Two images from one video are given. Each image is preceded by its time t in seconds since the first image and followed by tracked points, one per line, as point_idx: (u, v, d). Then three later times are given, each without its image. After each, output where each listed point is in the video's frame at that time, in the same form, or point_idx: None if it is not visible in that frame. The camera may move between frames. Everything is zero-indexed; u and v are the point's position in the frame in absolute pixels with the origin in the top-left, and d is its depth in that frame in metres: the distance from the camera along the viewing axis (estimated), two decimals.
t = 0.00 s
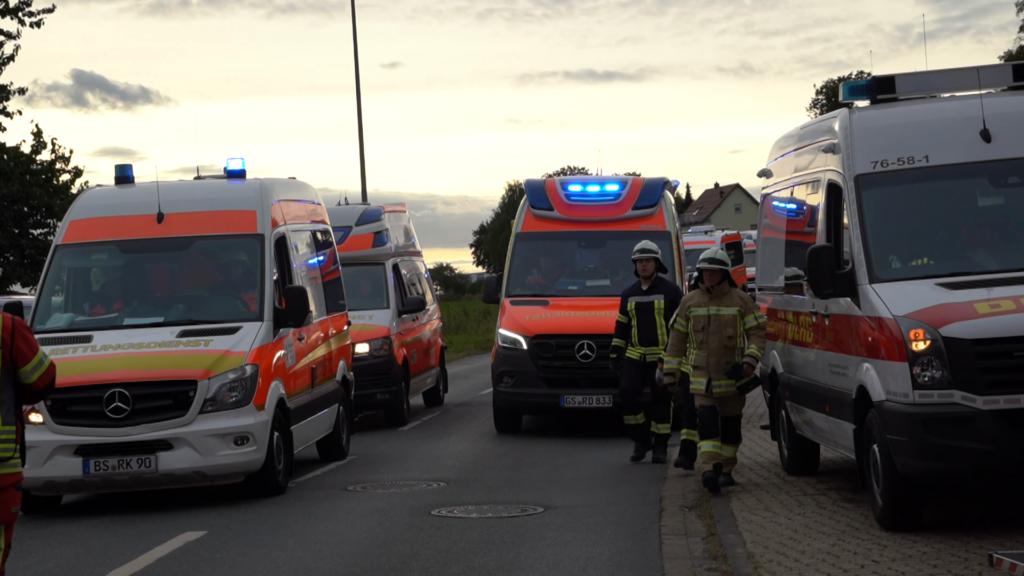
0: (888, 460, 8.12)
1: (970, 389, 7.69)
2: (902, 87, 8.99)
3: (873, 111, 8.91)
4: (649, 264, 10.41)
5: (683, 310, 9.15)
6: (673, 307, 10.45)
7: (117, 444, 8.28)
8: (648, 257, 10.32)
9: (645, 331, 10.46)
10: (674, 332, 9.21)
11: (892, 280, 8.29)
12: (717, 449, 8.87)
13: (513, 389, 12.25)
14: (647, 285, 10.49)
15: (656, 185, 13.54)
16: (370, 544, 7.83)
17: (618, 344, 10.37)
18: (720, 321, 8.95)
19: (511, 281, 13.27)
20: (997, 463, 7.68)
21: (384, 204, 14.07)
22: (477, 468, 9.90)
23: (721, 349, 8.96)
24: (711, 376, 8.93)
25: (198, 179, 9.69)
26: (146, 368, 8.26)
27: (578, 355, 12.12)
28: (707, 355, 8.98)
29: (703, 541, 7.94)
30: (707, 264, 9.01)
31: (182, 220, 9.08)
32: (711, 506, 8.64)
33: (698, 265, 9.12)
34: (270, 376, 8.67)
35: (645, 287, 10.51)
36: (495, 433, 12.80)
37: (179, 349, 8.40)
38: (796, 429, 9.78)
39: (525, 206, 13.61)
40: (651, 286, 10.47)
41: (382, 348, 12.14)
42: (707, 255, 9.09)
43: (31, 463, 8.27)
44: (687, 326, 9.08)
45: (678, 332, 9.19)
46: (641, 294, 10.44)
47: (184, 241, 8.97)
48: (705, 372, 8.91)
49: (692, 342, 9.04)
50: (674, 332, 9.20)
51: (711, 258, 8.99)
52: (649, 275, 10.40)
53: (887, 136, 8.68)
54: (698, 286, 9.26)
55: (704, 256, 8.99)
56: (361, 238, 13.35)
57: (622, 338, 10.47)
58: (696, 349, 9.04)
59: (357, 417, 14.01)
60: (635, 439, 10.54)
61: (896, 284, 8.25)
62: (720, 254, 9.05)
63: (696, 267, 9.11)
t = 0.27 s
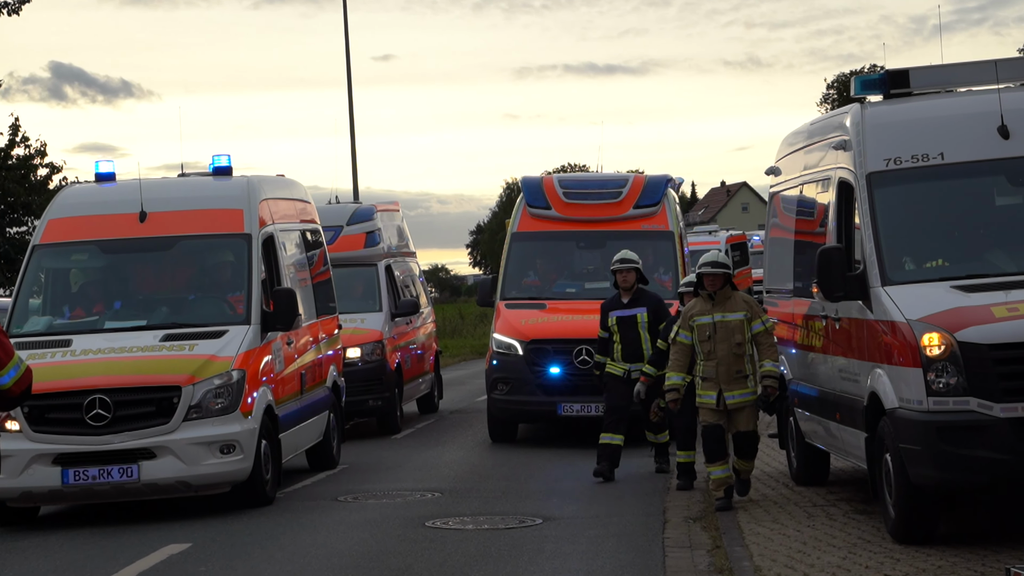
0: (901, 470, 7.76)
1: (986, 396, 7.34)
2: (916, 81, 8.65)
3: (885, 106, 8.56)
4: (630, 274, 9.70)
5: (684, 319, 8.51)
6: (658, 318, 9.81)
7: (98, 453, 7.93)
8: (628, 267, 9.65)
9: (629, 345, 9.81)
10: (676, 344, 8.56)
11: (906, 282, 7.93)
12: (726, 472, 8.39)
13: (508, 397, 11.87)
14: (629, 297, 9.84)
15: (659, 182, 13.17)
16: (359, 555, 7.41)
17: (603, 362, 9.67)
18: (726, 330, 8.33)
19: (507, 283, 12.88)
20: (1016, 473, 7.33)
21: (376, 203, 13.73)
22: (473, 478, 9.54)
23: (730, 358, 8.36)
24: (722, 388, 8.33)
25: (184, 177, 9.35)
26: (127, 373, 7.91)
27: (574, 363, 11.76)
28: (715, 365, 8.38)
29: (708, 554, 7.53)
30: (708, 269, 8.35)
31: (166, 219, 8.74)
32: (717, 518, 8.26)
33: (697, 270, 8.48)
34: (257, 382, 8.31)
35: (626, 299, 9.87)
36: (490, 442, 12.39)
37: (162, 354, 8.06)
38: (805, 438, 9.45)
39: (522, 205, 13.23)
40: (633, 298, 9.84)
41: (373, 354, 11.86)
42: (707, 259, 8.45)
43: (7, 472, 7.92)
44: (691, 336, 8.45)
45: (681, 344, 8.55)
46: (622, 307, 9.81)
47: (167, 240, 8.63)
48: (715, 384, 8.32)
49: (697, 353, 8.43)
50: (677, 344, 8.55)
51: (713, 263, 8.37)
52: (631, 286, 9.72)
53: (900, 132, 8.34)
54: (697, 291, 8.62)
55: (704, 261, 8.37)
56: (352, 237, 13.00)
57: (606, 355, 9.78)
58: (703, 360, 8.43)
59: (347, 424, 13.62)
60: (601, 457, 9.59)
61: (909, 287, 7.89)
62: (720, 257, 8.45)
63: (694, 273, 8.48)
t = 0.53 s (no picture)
0: (906, 475, 7.57)
1: (993, 400, 7.17)
2: (921, 79, 8.49)
3: (890, 104, 8.39)
4: (607, 268, 9.36)
5: (688, 321, 7.92)
6: (636, 313, 9.47)
7: (85, 458, 7.75)
8: (606, 260, 9.30)
9: (606, 341, 9.45)
10: (677, 347, 7.92)
11: (910, 284, 7.77)
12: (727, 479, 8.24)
13: (501, 403, 11.40)
14: (607, 290, 9.52)
15: (656, 181, 12.78)
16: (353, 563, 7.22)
17: (573, 353, 9.34)
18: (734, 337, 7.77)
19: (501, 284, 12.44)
20: None
21: (371, 203, 13.54)
22: (469, 485, 9.34)
23: (735, 368, 7.81)
24: (725, 398, 7.79)
25: (174, 176, 9.18)
26: (116, 377, 7.74)
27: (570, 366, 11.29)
28: (719, 374, 7.83)
29: (708, 561, 7.31)
30: (717, 271, 7.76)
31: (156, 219, 8.58)
32: (718, 525, 8.05)
33: (706, 271, 7.88)
34: (248, 386, 8.13)
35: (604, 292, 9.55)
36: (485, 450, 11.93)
37: (151, 357, 7.88)
38: (808, 442, 9.29)
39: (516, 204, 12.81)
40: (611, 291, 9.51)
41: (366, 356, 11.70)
42: (716, 259, 7.86)
43: None
44: (695, 342, 7.88)
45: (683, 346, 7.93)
46: (599, 299, 9.48)
47: (157, 241, 8.48)
48: (719, 395, 7.78)
49: (700, 360, 7.85)
50: (679, 347, 7.91)
51: (724, 265, 7.78)
52: (608, 280, 9.38)
53: (904, 131, 8.18)
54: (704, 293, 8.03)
55: (716, 262, 7.78)
56: (345, 238, 12.85)
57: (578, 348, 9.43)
58: (706, 368, 7.88)
59: (341, 429, 13.45)
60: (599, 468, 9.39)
61: (914, 289, 7.72)
62: (731, 258, 7.87)
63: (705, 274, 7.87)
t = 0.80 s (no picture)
0: (913, 483, 7.35)
1: (1003, 407, 6.96)
2: (930, 76, 8.28)
3: (898, 101, 8.19)
4: (597, 280, 8.66)
5: (698, 318, 7.53)
6: (626, 333, 8.75)
7: (71, 465, 7.54)
8: (595, 272, 8.60)
9: (592, 359, 8.71)
10: (687, 346, 7.57)
11: (918, 287, 7.56)
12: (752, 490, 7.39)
13: (495, 409, 10.96)
14: (596, 306, 8.78)
15: (657, 180, 12.34)
16: (344, 571, 6.98)
17: (554, 362, 8.66)
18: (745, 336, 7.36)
19: (495, 287, 11.98)
20: None
21: (364, 203, 13.34)
22: (465, 493, 9.11)
23: (744, 368, 7.40)
24: (732, 400, 7.38)
25: (163, 175, 8.97)
26: (102, 382, 7.52)
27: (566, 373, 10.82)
28: (727, 374, 7.40)
29: (711, 571, 7.05)
30: (732, 265, 7.36)
31: (144, 219, 8.37)
32: (721, 533, 7.79)
33: (720, 264, 7.49)
34: (238, 392, 7.91)
35: (593, 308, 8.83)
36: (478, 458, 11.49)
37: (138, 361, 7.66)
38: (813, 450, 9.09)
39: (511, 205, 12.39)
40: (601, 307, 8.78)
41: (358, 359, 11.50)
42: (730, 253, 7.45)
43: None
44: (703, 338, 7.48)
45: (692, 345, 7.56)
46: (588, 316, 8.74)
47: (146, 242, 8.27)
48: (726, 396, 7.35)
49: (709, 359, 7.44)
50: (687, 347, 7.56)
51: (738, 259, 7.36)
52: (599, 294, 8.67)
53: (912, 129, 7.97)
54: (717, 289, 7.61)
55: (728, 257, 7.35)
56: (338, 239, 12.65)
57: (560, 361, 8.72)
58: (714, 367, 7.46)
59: (333, 435, 13.23)
60: (585, 480, 8.71)
61: (922, 292, 7.51)
62: (747, 252, 7.43)
63: (718, 269, 7.47)
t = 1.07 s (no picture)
0: (920, 491, 7.14)
1: (1013, 412, 6.76)
2: (938, 73, 8.09)
3: (905, 99, 7.99)
4: (589, 275, 8.34)
5: (703, 337, 6.99)
6: (618, 329, 8.44)
7: (56, 471, 7.33)
8: (587, 267, 8.28)
9: (585, 357, 8.42)
10: (691, 367, 7.04)
11: (926, 289, 7.35)
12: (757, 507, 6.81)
13: (488, 416, 10.56)
14: (587, 300, 8.48)
15: (656, 179, 11.98)
16: None
17: (545, 371, 8.35)
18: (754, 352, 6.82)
19: (489, 289, 11.60)
20: None
21: (358, 203, 13.18)
22: (460, 501, 8.92)
23: (756, 385, 6.87)
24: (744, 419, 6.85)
25: (151, 174, 8.78)
26: (88, 386, 7.32)
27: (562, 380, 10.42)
28: (738, 393, 6.87)
29: None
30: (735, 279, 6.80)
31: (132, 220, 8.18)
32: (721, 540, 7.58)
33: (721, 278, 6.92)
34: (228, 396, 7.72)
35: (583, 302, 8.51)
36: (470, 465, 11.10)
37: (125, 365, 7.47)
38: (818, 457, 8.90)
39: (505, 204, 12.03)
40: (592, 302, 8.47)
41: (350, 365, 11.38)
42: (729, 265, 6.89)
43: None
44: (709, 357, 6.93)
45: (696, 365, 7.04)
46: (578, 312, 8.43)
47: (133, 242, 8.09)
48: (738, 415, 6.83)
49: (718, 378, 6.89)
50: (691, 368, 7.04)
51: (739, 271, 6.81)
52: (590, 288, 8.35)
53: (919, 127, 7.77)
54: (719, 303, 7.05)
55: (729, 269, 6.81)
56: (331, 240, 12.45)
57: (552, 365, 8.45)
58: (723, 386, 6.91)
59: (325, 441, 13.03)
60: (580, 495, 8.46)
61: (929, 294, 7.30)
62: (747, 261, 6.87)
63: (719, 283, 6.92)
